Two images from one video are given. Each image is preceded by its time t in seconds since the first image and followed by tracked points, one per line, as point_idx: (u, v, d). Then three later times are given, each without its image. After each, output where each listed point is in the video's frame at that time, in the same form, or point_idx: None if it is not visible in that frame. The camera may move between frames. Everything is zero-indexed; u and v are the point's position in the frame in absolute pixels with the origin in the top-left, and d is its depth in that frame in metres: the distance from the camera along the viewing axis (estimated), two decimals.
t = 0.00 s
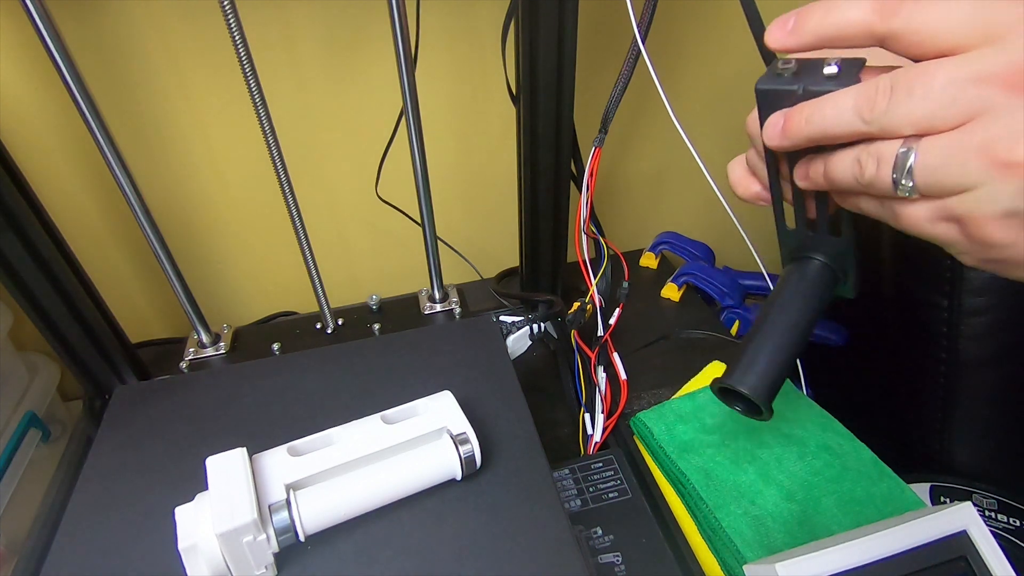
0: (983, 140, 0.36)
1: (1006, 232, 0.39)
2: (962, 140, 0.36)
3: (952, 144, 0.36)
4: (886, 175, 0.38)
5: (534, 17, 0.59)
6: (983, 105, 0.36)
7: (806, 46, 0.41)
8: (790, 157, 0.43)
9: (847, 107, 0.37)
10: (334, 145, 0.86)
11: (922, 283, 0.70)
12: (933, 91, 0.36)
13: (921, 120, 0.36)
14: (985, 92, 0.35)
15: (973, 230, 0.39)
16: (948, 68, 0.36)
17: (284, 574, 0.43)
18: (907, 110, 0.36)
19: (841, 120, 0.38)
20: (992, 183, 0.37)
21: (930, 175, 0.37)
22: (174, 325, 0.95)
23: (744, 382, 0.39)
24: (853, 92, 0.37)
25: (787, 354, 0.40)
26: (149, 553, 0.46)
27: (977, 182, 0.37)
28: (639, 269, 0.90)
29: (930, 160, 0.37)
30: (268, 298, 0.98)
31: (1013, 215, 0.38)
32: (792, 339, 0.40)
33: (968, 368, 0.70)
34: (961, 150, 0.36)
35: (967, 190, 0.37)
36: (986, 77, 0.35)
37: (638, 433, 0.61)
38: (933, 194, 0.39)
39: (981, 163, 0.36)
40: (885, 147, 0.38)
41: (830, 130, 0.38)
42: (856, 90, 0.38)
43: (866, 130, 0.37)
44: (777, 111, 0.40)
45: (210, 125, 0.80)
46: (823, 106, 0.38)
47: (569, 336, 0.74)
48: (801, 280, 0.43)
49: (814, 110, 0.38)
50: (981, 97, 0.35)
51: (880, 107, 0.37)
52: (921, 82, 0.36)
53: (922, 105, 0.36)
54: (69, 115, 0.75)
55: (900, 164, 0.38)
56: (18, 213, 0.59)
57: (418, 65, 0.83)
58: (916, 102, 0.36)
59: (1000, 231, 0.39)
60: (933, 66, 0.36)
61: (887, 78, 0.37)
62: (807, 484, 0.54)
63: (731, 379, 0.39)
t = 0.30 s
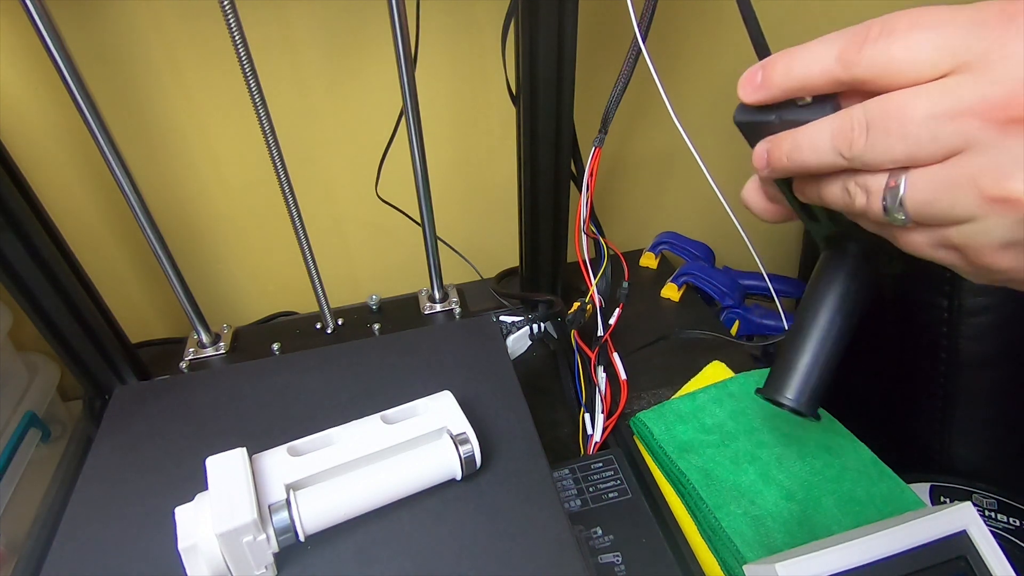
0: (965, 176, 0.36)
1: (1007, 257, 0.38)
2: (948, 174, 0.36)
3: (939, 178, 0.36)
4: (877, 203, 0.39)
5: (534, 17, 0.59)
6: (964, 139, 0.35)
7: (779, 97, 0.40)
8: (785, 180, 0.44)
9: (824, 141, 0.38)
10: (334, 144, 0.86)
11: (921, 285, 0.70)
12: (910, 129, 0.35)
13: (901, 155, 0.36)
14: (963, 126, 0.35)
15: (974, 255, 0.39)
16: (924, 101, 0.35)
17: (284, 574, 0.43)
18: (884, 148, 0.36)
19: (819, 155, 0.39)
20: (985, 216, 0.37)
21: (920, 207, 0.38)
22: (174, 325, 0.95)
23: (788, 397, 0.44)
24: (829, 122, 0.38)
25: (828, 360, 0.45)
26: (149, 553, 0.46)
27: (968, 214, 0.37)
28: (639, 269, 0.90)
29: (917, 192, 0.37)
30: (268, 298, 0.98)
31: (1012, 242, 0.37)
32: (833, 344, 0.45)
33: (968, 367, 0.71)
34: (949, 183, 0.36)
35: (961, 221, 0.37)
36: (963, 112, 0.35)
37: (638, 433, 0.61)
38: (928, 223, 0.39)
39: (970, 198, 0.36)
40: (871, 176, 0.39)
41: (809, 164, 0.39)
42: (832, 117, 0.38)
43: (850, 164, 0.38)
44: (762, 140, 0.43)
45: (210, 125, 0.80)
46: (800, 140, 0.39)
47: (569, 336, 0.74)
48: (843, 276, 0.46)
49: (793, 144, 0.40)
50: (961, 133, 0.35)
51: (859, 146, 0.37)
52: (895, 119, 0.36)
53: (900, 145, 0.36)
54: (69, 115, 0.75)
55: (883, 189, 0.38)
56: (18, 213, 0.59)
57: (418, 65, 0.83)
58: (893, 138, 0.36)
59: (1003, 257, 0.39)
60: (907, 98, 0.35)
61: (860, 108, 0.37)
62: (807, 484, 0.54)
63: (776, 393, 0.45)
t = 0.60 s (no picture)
0: (977, 142, 0.33)
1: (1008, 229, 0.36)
2: (960, 141, 0.33)
3: (952, 141, 0.33)
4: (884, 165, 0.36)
5: (534, 17, 0.59)
6: (981, 100, 0.32)
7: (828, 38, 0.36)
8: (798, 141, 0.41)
9: (836, 99, 0.35)
10: (334, 144, 0.86)
11: (921, 285, 0.70)
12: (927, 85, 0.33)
13: (915, 115, 0.33)
14: (982, 87, 0.32)
15: (977, 228, 0.37)
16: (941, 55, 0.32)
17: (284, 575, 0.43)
18: (900, 106, 0.33)
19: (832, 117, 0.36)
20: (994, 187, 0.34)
21: (929, 173, 0.35)
22: (174, 325, 0.95)
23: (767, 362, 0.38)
24: (841, 82, 0.35)
25: (811, 335, 0.38)
26: (149, 553, 0.46)
27: (977, 184, 0.34)
28: (639, 269, 0.90)
29: (927, 158, 0.34)
30: (268, 298, 0.98)
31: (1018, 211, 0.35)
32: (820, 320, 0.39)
33: (968, 368, 0.70)
34: (962, 148, 0.33)
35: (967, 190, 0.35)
36: (985, 67, 0.32)
37: (638, 433, 0.61)
38: (932, 191, 0.36)
39: (978, 165, 0.33)
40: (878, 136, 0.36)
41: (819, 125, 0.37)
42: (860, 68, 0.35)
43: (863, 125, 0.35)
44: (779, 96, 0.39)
45: (210, 125, 0.80)
46: (815, 99, 0.36)
47: (569, 336, 0.74)
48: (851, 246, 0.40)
49: (805, 104, 0.37)
50: (977, 92, 0.32)
51: (872, 107, 0.34)
52: (911, 75, 0.33)
53: (912, 107, 0.33)
54: (69, 115, 0.75)
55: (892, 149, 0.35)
56: (18, 213, 0.59)
57: (418, 65, 0.83)
58: (906, 96, 0.33)
59: (1009, 230, 0.36)
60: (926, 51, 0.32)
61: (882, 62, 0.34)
62: (807, 484, 0.54)
63: (754, 356, 0.39)
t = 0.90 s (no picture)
0: (894, 163, 0.33)
1: (947, 239, 0.35)
2: (882, 160, 0.33)
3: (878, 158, 0.33)
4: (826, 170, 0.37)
5: (534, 17, 0.59)
6: (896, 128, 0.32)
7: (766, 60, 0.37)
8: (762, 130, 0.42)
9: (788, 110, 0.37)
10: (334, 144, 0.86)
11: (923, 285, 0.70)
12: (852, 111, 0.33)
13: (843, 132, 0.34)
14: (894, 117, 0.31)
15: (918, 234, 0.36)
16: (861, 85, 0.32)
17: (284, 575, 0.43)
18: (834, 122, 0.34)
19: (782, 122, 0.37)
20: (914, 207, 0.34)
21: (858, 187, 0.35)
22: (174, 325, 0.95)
23: (780, 327, 0.47)
24: (792, 94, 0.36)
25: (828, 295, 0.46)
26: (149, 552, 0.46)
27: (899, 202, 0.34)
28: (639, 269, 0.90)
29: (856, 172, 0.34)
30: (268, 298, 0.98)
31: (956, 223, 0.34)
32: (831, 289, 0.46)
33: (969, 367, 0.70)
34: (886, 166, 0.33)
35: (893, 203, 0.35)
36: (896, 101, 0.31)
37: (638, 433, 0.61)
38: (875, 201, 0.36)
39: (896, 184, 0.33)
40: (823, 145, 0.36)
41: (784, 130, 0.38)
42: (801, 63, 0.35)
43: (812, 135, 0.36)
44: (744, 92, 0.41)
45: (210, 125, 0.80)
46: (777, 102, 0.37)
47: (569, 336, 0.73)
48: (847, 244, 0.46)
49: (765, 108, 0.38)
50: (890, 122, 0.32)
51: (814, 120, 0.35)
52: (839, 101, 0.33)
53: (840, 127, 0.34)
54: (69, 115, 0.75)
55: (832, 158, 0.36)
56: (18, 213, 0.59)
57: (418, 65, 0.83)
58: (839, 117, 0.33)
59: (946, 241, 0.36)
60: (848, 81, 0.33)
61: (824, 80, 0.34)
62: (806, 484, 0.54)
63: (770, 322, 0.47)
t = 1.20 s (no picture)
0: (918, 284, 0.43)
1: (981, 352, 0.43)
2: (898, 281, 0.44)
3: (903, 284, 0.44)
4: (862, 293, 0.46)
5: (534, 17, 0.58)
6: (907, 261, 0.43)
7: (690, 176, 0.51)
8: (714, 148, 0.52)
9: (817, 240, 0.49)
10: (334, 144, 0.86)
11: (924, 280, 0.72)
12: (873, 247, 0.44)
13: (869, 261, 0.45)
14: (903, 250, 0.43)
15: (950, 346, 0.44)
16: (883, 229, 0.43)
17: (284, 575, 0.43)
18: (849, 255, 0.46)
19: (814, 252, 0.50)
20: (941, 328, 0.43)
21: (886, 303, 0.45)
22: (174, 325, 0.95)
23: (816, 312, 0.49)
24: (827, 229, 0.48)
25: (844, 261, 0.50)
26: (149, 553, 0.46)
27: (921, 317, 0.43)
28: (639, 269, 0.90)
29: (883, 292, 0.45)
30: (268, 298, 0.98)
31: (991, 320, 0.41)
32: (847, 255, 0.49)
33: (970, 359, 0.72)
34: (907, 287, 0.43)
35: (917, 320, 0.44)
36: (908, 240, 0.42)
37: (638, 433, 0.60)
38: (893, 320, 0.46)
39: (922, 302, 0.43)
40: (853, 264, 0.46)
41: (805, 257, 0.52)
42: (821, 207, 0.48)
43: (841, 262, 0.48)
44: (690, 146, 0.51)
45: (209, 125, 0.80)
46: (806, 238, 0.50)
47: (569, 336, 0.73)
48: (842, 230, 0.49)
49: (805, 241, 0.50)
50: (904, 257, 0.43)
51: (844, 250, 0.46)
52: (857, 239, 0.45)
53: (874, 248, 0.44)
54: (69, 116, 0.75)
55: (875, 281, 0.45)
56: (18, 214, 0.59)
57: (418, 65, 0.83)
58: (851, 250, 0.46)
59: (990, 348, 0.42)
60: (875, 221, 0.44)
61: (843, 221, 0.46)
62: (807, 484, 0.54)
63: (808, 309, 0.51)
